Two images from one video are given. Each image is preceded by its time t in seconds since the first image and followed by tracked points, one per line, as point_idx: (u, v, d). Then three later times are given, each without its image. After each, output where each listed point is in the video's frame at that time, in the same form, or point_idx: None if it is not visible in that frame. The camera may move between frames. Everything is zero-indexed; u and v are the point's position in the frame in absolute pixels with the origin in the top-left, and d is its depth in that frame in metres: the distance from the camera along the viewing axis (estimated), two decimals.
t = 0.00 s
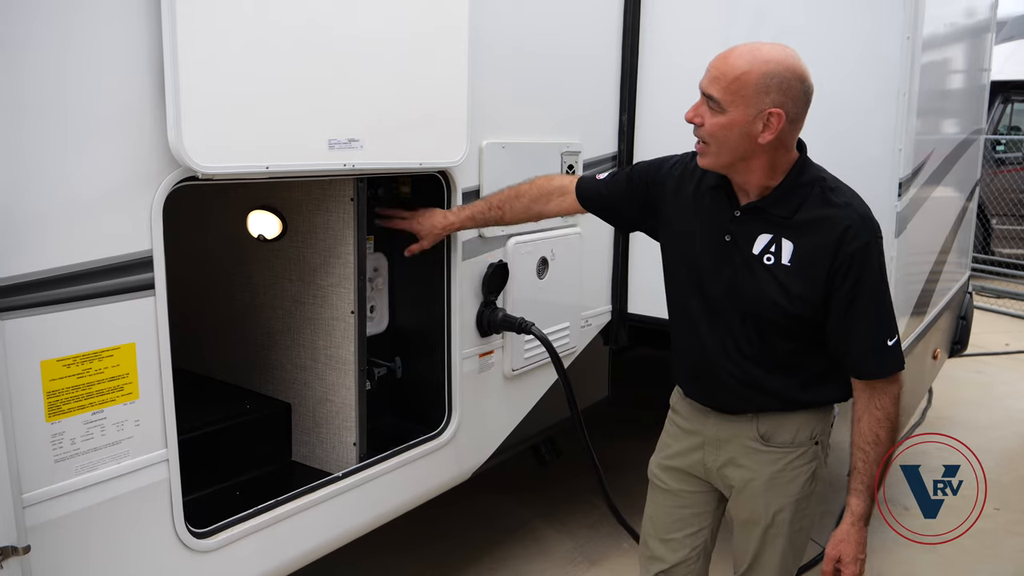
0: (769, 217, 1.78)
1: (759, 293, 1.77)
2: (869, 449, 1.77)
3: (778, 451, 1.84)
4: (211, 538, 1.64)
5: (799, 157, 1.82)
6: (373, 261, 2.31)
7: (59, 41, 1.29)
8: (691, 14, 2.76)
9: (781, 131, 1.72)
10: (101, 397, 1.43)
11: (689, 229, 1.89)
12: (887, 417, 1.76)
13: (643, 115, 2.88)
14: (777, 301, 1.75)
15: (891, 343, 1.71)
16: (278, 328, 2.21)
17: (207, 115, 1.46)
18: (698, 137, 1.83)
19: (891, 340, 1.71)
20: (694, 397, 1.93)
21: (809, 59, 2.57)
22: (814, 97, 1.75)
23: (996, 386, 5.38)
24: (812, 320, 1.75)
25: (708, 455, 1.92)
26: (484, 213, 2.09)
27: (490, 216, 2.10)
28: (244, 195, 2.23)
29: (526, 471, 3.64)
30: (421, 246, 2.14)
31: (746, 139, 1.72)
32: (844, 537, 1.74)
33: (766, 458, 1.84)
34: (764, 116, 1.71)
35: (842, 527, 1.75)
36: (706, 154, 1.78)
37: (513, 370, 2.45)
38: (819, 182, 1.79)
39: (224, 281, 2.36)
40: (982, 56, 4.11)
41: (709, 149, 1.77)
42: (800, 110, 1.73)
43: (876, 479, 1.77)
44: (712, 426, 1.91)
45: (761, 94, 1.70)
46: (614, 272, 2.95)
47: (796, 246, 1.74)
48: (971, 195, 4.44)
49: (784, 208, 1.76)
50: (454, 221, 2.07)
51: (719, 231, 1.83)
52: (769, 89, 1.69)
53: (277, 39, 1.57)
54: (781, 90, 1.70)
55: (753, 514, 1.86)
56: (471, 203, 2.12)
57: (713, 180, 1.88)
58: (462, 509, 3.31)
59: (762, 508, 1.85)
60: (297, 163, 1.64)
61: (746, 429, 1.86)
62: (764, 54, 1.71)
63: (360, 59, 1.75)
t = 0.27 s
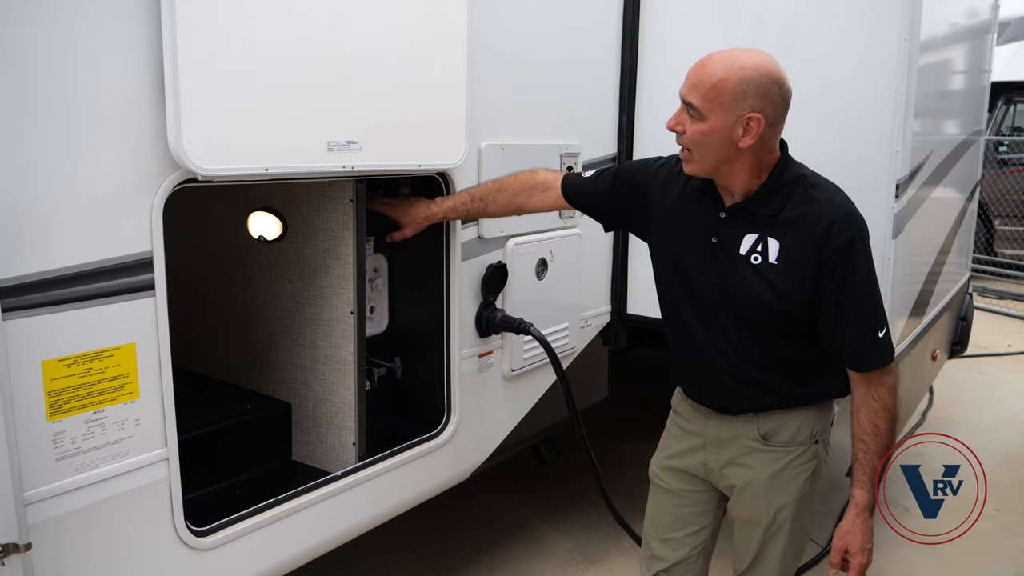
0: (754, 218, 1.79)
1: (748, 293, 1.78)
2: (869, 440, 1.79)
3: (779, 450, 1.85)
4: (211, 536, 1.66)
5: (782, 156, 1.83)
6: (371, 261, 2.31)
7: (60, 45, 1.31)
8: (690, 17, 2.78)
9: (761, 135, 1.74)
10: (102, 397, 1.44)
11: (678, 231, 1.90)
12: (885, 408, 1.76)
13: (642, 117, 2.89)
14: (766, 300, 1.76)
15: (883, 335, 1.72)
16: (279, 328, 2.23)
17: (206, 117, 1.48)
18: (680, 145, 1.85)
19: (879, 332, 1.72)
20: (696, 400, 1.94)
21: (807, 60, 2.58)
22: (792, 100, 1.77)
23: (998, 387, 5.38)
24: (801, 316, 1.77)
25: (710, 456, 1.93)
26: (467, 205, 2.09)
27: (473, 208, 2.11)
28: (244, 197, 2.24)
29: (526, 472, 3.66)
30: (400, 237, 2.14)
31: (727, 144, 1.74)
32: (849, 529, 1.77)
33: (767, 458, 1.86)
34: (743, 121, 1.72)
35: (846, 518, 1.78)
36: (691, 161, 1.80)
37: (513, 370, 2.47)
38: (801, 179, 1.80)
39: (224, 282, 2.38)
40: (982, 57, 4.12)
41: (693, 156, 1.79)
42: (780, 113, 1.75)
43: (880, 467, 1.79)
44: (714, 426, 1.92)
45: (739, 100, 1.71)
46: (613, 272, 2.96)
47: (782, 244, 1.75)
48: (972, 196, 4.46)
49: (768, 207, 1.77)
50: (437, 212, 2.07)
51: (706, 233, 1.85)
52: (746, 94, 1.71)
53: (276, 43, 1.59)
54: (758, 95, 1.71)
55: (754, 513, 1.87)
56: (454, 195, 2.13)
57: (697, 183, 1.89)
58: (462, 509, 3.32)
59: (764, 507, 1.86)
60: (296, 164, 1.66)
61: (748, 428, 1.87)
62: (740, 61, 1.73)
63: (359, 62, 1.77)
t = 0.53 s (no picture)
0: (744, 219, 1.80)
1: (741, 293, 1.79)
2: (864, 436, 1.79)
3: (775, 449, 1.86)
4: (212, 533, 1.67)
5: (769, 154, 1.84)
6: (371, 261, 2.30)
7: (63, 47, 1.33)
8: (691, 17, 2.78)
9: (747, 135, 1.74)
10: (104, 394, 1.46)
11: (668, 233, 1.92)
12: (880, 405, 1.77)
13: (643, 117, 2.90)
14: (759, 300, 1.77)
15: (878, 330, 1.72)
16: (279, 328, 2.24)
17: (206, 118, 1.49)
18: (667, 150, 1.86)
19: (876, 326, 1.73)
20: (693, 401, 1.95)
21: (806, 61, 2.59)
22: (774, 98, 1.78)
23: (1000, 387, 5.38)
24: (794, 314, 1.78)
25: (706, 455, 1.94)
26: (461, 206, 2.09)
27: (466, 210, 2.11)
28: (245, 198, 2.26)
29: (527, 471, 3.67)
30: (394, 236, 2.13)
31: (715, 147, 1.75)
32: (845, 525, 1.77)
33: (764, 456, 1.86)
34: (729, 122, 1.73)
35: (843, 515, 1.78)
36: (680, 166, 1.81)
37: (513, 369, 2.48)
38: (790, 177, 1.81)
39: (226, 282, 2.40)
40: (984, 57, 4.11)
41: (682, 161, 1.80)
42: (764, 111, 1.76)
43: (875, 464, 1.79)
44: (710, 426, 1.93)
45: (722, 101, 1.72)
46: (614, 271, 2.97)
47: (774, 244, 1.76)
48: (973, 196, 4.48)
49: (758, 207, 1.78)
50: (431, 215, 2.07)
51: (698, 235, 1.86)
52: (729, 95, 1.72)
53: (277, 45, 1.60)
54: (741, 95, 1.72)
55: (751, 512, 1.87)
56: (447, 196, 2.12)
57: (687, 187, 1.91)
58: (463, 508, 3.33)
59: (761, 506, 1.86)
60: (297, 165, 1.67)
61: (744, 428, 1.88)
62: (718, 63, 1.74)
63: (359, 63, 1.78)
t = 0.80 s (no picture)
0: (737, 218, 1.81)
1: (733, 291, 1.80)
2: (846, 438, 1.79)
3: (766, 447, 1.87)
4: (213, 531, 1.69)
5: (764, 153, 1.85)
6: (372, 261, 2.32)
7: (64, 49, 1.34)
8: (691, 18, 2.79)
9: (742, 132, 1.75)
10: (106, 393, 1.47)
11: (665, 232, 1.93)
12: (863, 408, 1.77)
13: (643, 117, 2.91)
14: (750, 298, 1.78)
15: (862, 332, 1.73)
16: (280, 326, 2.26)
17: (206, 121, 1.51)
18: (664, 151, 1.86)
19: (860, 329, 1.73)
20: (686, 400, 1.96)
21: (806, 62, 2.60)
22: (769, 95, 1.79)
23: (1002, 387, 5.38)
24: (786, 313, 1.79)
25: (697, 453, 1.95)
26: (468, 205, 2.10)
27: (475, 210, 2.12)
28: (246, 198, 2.27)
29: (527, 470, 3.68)
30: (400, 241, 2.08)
31: (712, 145, 1.75)
32: (820, 525, 1.76)
33: (754, 455, 1.87)
34: (724, 120, 1.74)
35: (819, 515, 1.78)
36: (676, 165, 1.81)
37: (513, 368, 2.49)
38: (786, 177, 1.81)
39: (228, 282, 2.41)
40: (986, 57, 4.11)
41: (678, 161, 1.80)
42: (759, 107, 1.77)
43: (856, 468, 1.79)
44: (700, 425, 1.94)
45: (717, 100, 1.73)
46: (614, 271, 2.98)
47: (766, 243, 1.77)
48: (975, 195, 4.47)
49: (752, 207, 1.79)
50: (442, 212, 2.06)
51: (692, 233, 1.88)
52: (724, 93, 1.73)
53: (277, 47, 1.62)
54: (735, 93, 1.73)
55: (742, 511, 1.89)
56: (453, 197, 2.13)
57: (683, 185, 1.92)
58: (464, 507, 3.35)
59: (751, 505, 1.87)
60: (297, 166, 1.68)
61: (734, 426, 1.89)
62: (713, 62, 1.74)
63: (359, 64, 1.79)
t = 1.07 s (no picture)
0: (732, 217, 1.83)
1: (725, 290, 1.82)
2: (831, 438, 1.79)
3: (757, 447, 1.88)
4: (214, 528, 1.70)
5: (758, 152, 1.86)
6: (373, 261, 2.37)
7: (66, 52, 1.36)
8: (691, 20, 2.81)
9: (735, 134, 1.77)
10: (108, 391, 1.49)
11: (662, 231, 1.95)
12: (849, 409, 1.78)
13: (643, 118, 2.92)
14: (742, 298, 1.80)
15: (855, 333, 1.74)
16: (281, 326, 2.28)
17: (207, 122, 1.52)
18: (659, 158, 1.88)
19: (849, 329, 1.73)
20: (680, 401, 1.98)
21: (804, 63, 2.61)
22: (756, 91, 1.80)
23: (1004, 387, 5.38)
24: (777, 313, 1.80)
25: (690, 452, 1.97)
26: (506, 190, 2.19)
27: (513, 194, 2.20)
28: (248, 198, 2.29)
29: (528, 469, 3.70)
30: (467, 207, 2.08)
31: (705, 150, 1.77)
32: (803, 523, 1.77)
33: (746, 454, 1.89)
34: (715, 124, 1.75)
35: (803, 513, 1.79)
36: (674, 172, 1.83)
37: (512, 367, 2.50)
38: (779, 178, 1.82)
39: (229, 281, 2.43)
40: (988, 57, 4.11)
41: (676, 168, 1.82)
42: (748, 107, 1.78)
43: (840, 467, 1.80)
44: (692, 424, 1.96)
45: (705, 106, 1.74)
46: (614, 271, 3.00)
47: (759, 243, 1.78)
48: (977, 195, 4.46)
49: (745, 207, 1.81)
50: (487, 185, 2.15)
51: (686, 232, 1.89)
52: (711, 99, 1.74)
53: (277, 49, 1.63)
54: (723, 96, 1.74)
55: (733, 509, 1.90)
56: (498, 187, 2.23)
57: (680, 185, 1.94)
58: (465, 506, 3.36)
59: (743, 503, 1.89)
60: (298, 167, 1.70)
61: (726, 425, 1.91)
62: (697, 69, 1.75)
63: (360, 66, 1.81)
